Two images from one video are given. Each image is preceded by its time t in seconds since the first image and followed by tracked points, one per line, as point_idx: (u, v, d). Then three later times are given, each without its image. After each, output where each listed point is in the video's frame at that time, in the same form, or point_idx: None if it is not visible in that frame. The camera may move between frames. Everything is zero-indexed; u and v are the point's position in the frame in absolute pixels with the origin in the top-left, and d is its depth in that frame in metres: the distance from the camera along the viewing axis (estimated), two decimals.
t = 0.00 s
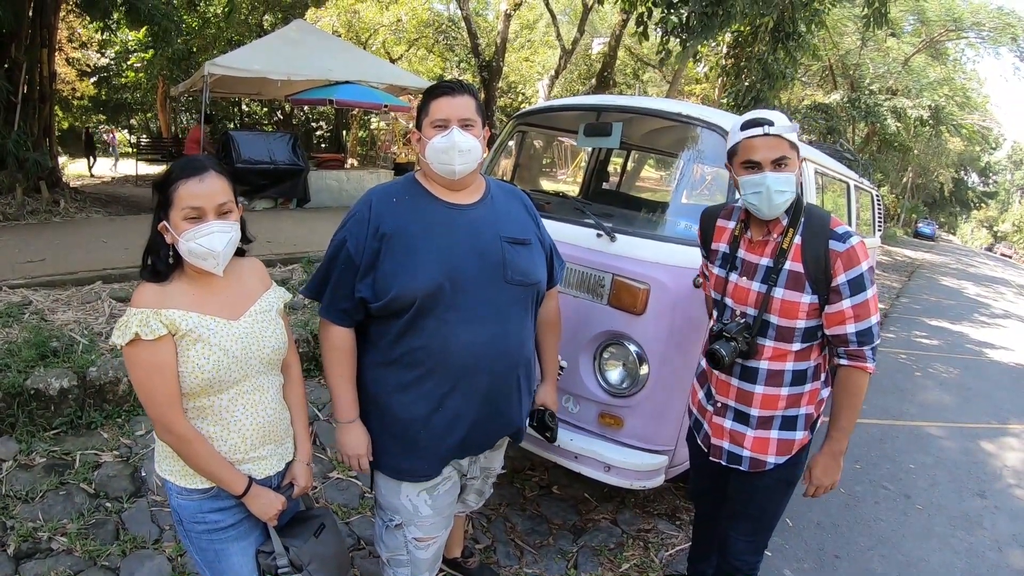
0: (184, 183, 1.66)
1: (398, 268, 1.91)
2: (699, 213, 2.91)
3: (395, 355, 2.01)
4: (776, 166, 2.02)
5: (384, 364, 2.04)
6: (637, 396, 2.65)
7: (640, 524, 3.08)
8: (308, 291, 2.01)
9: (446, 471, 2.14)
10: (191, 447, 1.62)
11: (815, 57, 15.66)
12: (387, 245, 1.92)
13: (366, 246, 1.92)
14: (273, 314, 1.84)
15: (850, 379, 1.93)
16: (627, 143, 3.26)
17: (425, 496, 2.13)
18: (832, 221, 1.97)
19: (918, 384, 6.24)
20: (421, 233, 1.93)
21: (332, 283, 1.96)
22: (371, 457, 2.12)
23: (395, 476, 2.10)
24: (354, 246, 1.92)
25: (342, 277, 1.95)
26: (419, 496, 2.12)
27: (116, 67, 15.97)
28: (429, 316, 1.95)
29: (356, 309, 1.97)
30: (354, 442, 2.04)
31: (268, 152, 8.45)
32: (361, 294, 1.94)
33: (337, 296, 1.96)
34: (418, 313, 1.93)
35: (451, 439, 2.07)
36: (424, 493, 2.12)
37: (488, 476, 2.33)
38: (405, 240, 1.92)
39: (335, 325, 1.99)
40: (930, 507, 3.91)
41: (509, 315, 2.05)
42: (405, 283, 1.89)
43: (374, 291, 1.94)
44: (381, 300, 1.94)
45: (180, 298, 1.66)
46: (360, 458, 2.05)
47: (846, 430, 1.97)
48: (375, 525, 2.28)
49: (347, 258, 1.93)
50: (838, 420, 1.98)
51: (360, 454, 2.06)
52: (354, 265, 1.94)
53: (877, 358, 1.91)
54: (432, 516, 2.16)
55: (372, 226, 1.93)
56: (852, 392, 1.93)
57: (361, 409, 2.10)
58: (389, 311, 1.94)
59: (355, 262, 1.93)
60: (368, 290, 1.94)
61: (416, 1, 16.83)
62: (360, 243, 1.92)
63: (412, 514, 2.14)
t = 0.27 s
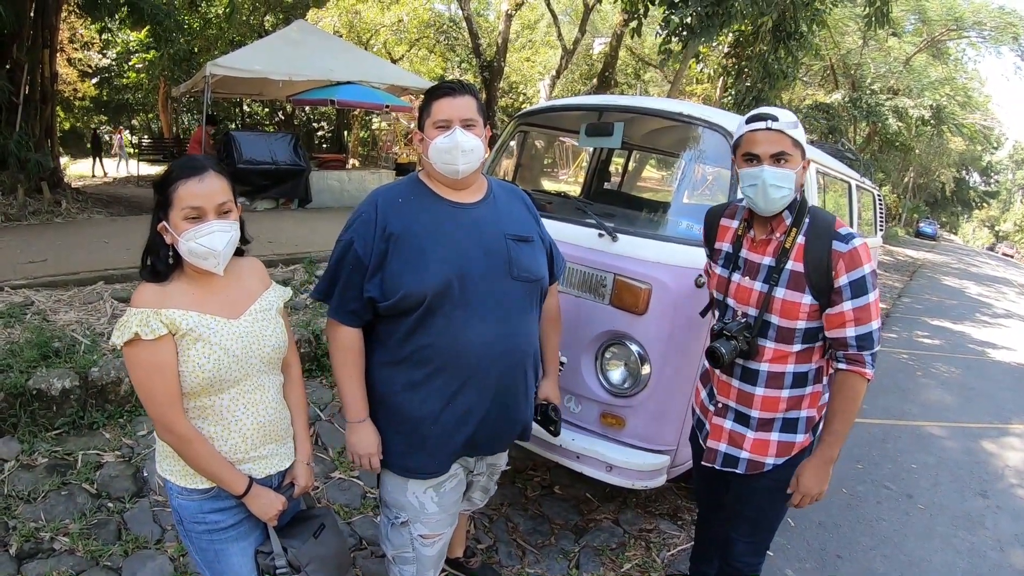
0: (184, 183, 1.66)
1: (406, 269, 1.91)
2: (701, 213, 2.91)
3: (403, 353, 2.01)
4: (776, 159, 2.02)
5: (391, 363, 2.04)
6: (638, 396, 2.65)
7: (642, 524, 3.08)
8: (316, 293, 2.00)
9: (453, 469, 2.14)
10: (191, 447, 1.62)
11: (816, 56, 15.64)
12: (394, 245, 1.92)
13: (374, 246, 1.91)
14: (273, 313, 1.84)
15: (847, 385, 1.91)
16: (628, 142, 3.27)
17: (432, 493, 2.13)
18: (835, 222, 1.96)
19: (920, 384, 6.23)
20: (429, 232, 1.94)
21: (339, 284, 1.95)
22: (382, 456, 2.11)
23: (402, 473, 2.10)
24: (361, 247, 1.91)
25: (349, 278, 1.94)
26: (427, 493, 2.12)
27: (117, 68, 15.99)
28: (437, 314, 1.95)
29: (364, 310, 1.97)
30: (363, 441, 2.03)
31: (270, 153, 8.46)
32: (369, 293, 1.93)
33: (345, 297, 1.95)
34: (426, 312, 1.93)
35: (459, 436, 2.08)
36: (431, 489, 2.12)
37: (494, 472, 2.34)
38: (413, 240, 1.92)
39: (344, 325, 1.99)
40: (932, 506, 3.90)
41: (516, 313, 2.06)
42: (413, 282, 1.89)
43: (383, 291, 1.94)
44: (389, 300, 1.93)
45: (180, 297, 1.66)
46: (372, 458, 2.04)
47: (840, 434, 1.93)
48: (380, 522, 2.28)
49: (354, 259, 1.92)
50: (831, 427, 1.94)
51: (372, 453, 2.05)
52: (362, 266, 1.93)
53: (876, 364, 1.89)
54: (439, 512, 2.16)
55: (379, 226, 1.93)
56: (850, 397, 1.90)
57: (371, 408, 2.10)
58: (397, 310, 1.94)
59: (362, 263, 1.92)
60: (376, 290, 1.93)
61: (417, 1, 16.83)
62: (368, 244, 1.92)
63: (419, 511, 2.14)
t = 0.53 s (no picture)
0: (183, 185, 1.67)
1: (414, 268, 1.92)
2: (702, 212, 2.92)
3: (410, 351, 2.01)
4: (775, 148, 2.05)
5: (399, 361, 2.05)
6: (640, 396, 2.65)
7: (644, 523, 3.08)
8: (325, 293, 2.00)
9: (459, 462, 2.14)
10: (191, 449, 1.62)
11: (817, 55, 15.62)
12: (401, 245, 1.92)
13: (382, 247, 1.92)
14: (272, 315, 1.84)
15: (839, 387, 1.90)
16: (629, 142, 3.28)
17: (436, 486, 2.13)
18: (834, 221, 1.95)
19: (924, 382, 6.21)
20: (436, 232, 1.94)
21: (348, 284, 1.96)
22: (390, 449, 2.11)
23: (408, 467, 2.10)
24: (370, 247, 1.92)
25: (358, 278, 1.95)
26: (431, 486, 2.12)
27: (118, 71, 16.01)
28: (444, 313, 1.96)
29: (373, 309, 1.98)
30: (373, 434, 2.04)
31: (271, 155, 8.48)
32: (377, 292, 1.94)
33: (354, 296, 1.96)
34: (433, 311, 1.94)
35: (465, 433, 2.08)
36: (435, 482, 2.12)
37: (500, 467, 2.34)
38: (420, 239, 1.93)
39: (353, 324, 1.99)
40: (935, 505, 3.90)
41: (521, 311, 2.07)
42: (421, 282, 1.90)
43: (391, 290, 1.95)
44: (397, 298, 1.95)
45: (179, 299, 1.67)
46: (379, 452, 2.05)
47: (828, 438, 1.92)
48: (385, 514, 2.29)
49: (363, 259, 1.92)
50: (821, 428, 1.93)
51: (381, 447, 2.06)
52: (370, 265, 1.94)
53: (869, 367, 1.87)
54: (443, 505, 2.16)
55: (387, 226, 1.93)
56: (841, 401, 1.89)
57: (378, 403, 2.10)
58: (405, 309, 1.95)
59: (371, 262, 1.93)
60: (384, 289, 1.94)
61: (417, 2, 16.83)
62: (376, 244, 1.92)
63: (423, 504, 2.14)
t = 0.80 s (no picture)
0: (182, 189, 1.68)
1: (422, 269, 1.94)
2: (701, 213, 2.92)
3: (417, 349, 2.02)
4: (773, 144, 2.08)
5: (406, 357, 2.06)
6: (639, 396, 2.66)
7: (644, 523, 3.09)
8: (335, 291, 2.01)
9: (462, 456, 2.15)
10: (191, 450, 1.63)
11: (816, 55, 15.65)
12: (409, 245, 1.94)
13: (390, 246, 1.93)
14: (272, 318, 1.85)
15: (830, 387, 1.89)
16: (628, 143, 3.29)
17: (437, 477, 2.13)
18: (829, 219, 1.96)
19: (923, 382, 6.22)
20: (443, 233, 1.96)
21: (357, 283, 1.96)
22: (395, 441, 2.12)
23: (410, 458, 2.11)
24: (379, 246, 1.93)
25: (366, 277, 1.95)
26: (431, 478, 2.13)
27: (118, 74, 16.03)
28: (450, 312, 1.97)
29: (381, 307, 1.98)
30: (381, 426, 2.06)
31: (271, 157, 8.50)
32: (386, 291, 1.95)
33: (363, 295, 1.96)
34: (440, 309, 1.95)
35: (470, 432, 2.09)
36: (435, 475, 2.13)
37: (503, 463, 2.35)
38: (427, 240, 1.94)
39: (362, 322, 2.00)
40: (934, 504, 3.91)
41: (524, 310, 2.07)
42: (428, 282, 1.92)
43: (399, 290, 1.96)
44: (405, 297, 1.96)
45: (178, 302, 1.67)
46: (386, 442, 2.08)
47: (816, 438, 1.93)
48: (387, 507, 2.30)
49: (371, 259, 1.93)
50: (810, 427, 1.94)
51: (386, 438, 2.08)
52: (378, 264, 1.94)
53: (859, 368, 1.86)
54: (442, 497, 2.16)
55: (396, 226, 1.94)
56: (831, 400, 1.89)
57: (385, 396, 2.11)
58: (412, 308, 1.96)
59: (380, 261, 1.93)
60: (392, 287, 1.96)
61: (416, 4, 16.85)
62: (385, 244, 1.93)
63: (423, 496, 2.15)
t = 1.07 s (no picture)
0: (178, 191, 1.68)
1: (425, 264, 1.94)
2: (699, 214, 2.92)
3: (418, 344, 2.02)
4: (770, 146, 2.08)
5: (405, 353, 2.06)
6: (638, 398, 2.66)
7: (643, 524, 3.09)
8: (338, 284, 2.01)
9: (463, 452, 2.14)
10: (187, 452, 1.63)
11: (814, 56, 15.66)
12: (412, 241, 1.94)
13: (394, 241, 1.93)
14: (267, 319, 1.85)
15: (829, 386, 1.88)
16: (626, 144, 3.29)
17: (433, 473, 2.13)
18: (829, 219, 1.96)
19: (922, 382, 6.22)
20: (447, 231, 1.96)
21: (359, 277, 1.96)
22: (394, 433, 2.11)
23: (408, 453, 2.10)
24: (383, 240, 1.93)
25: (369, 271, 1.94)
26: (427, 473, 2.13)
27: (116, 75, 16.02)
28: (451, 309, 1.97)
29: (384, 301, 1.98)
30: (380, 420, 2.05)
31: (269, 158, 8.52)
32: (388, 284, 1.95)
33: (365, 288, 1.96)
34: (440, 305, 1.95)
35: (469, 429, 2.09)
36: (431, 470, 2.13)
37: (501, 462, 2.34)
38: (430, 237, 1.94)
39: (364, 316, 1.99)
40: (933, 503, 3.91)
41: (524, 310, 2.08)
42: (430, 278, 1.92)
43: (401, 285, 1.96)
44: (407, 291, 1.96)
45: (174, 305, 1.67)
46: (384, 438, 2.06)
47: (813, 436, 1.92)
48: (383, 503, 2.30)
49: (375, 252, 1.93)
50: (806, 426, 1.93)
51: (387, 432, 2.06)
52: (382, 258, 1.94)
53: (857, 367, 1.85)
54: (438, 493, 2.16)
55: (401, 220, 1.95)
56: (830, 399, 1.88)
57: (385, 391, 2.10)
58: (414, 303, 1.96)
59: (382, 255, 1.93)
60: (395, 282, 1.95)
61: (415, 5, 16.83)
62: (389, 238, 1.93)
63: (419, 491, 2.15)
